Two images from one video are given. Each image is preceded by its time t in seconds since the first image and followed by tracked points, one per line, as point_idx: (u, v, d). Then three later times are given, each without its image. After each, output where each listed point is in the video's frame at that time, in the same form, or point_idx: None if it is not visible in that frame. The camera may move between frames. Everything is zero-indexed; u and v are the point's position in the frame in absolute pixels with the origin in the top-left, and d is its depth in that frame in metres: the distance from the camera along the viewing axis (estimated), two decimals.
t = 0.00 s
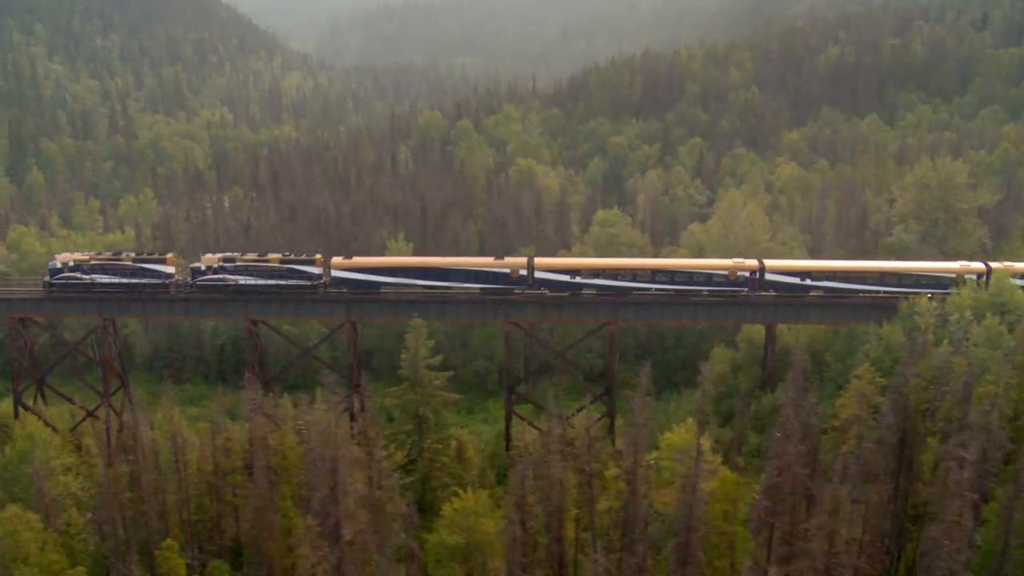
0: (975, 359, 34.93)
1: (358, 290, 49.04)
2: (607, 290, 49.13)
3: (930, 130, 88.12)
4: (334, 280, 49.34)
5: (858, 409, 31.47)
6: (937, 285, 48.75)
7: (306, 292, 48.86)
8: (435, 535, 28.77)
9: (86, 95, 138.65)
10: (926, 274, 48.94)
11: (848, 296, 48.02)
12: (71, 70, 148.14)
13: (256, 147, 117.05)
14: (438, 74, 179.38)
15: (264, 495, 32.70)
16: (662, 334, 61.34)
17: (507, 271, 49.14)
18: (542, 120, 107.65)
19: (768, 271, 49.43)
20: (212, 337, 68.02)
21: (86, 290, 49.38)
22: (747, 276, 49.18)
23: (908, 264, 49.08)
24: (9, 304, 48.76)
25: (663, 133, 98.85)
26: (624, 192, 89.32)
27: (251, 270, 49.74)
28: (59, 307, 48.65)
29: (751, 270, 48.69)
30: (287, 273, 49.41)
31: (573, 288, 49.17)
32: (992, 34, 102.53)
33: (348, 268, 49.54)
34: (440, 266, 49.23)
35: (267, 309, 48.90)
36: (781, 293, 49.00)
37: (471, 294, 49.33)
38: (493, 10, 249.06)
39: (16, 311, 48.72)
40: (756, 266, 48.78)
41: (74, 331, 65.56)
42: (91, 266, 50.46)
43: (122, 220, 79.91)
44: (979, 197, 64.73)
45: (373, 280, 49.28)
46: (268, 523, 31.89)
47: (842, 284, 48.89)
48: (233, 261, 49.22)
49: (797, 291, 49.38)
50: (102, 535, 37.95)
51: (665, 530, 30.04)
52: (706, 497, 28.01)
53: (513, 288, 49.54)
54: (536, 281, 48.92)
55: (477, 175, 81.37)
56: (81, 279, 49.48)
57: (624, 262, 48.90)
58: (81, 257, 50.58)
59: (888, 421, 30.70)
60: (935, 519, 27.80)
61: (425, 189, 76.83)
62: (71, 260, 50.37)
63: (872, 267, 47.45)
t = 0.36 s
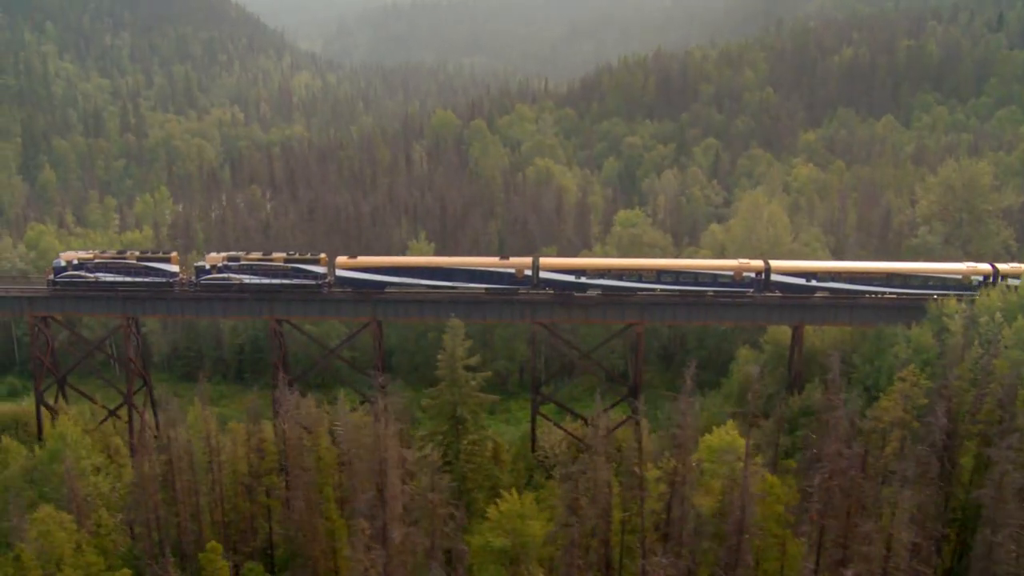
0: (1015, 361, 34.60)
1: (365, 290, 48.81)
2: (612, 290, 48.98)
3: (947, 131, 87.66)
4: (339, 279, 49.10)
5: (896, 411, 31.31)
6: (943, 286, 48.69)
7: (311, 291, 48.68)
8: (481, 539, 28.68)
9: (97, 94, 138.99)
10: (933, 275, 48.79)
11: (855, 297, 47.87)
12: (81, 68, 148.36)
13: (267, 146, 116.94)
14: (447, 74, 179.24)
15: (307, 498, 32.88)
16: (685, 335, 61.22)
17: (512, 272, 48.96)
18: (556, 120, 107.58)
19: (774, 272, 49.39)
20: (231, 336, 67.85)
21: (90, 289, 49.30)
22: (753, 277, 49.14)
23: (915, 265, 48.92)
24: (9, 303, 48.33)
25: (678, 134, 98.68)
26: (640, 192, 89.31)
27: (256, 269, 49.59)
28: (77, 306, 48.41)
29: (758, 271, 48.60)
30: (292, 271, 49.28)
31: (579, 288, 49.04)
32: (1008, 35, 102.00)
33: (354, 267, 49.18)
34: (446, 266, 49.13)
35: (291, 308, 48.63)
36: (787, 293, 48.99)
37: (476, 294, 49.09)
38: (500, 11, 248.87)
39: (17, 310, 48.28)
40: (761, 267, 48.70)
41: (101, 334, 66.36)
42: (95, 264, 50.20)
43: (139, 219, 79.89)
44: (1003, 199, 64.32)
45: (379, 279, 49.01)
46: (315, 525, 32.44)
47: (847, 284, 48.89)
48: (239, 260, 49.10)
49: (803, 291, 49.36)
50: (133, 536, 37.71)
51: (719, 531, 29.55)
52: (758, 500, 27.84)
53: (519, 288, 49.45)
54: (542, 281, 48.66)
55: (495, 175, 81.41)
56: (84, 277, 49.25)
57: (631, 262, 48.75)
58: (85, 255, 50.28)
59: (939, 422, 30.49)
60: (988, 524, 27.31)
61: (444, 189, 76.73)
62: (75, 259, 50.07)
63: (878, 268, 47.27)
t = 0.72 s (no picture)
0: None
1: (366, 291, 48.23)
2: (616, 291, 48.17)
3: (961, 133, 87.55)
4: (342, 279, 48.62)
5: (931, 413, 30.65)
6: (947, 288, 47.95)
7: (313, 292, 48.25)
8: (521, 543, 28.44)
9: (104, 94, 139.27)
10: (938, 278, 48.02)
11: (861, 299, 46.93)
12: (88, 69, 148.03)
13: (276, 146, 116.87)
14: (454, 75, 179.43)
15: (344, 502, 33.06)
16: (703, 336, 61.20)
17: (515, 272, 48.11)
18: (566, 121, 107.61)
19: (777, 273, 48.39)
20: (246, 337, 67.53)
21: (93, 289, 48.95)
22: (756, 279, 48.07)
23: (920, 267, 48.07)
24: (12, 302, 47.85)
25: (689, 135, 98.62)
26: (652, 193, 89.25)
27: (258, 270, 49.25)
28: (92, 306, 48.06)
29: (761, 272, 47.46)
30: (294, 272, 48.93)
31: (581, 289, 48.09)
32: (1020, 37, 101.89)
33: (356, 268, 48.59)
34: (447, 267, 48.40)
35: (313, 308, 48.18)
36: (789, 295, 48.13)
37: (477, 295, 48.42)
38: (505, 13, 249.41)
39: (21, 310, 47.87)
40: (765, 269, 47.64)
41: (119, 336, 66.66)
42: (97, 264, 49.90)
43: (151, 218, 79.80)
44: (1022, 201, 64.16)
45: (380, 280, 48.42)
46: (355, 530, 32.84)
47: (851, 286, 47.86)
48: (241, 260, 48.81)
49: (806, 293, 48.45)
50: (158, 538, 37.46)
51: (758, 534, 29.67)
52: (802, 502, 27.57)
53: (521, 289, 48.73)
54: (545, 281, 47.91)
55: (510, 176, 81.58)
56: (86, 277, 48.98)
57: (633, 263, 47.73)
58: (87, 255, 50.01)
59: (986, 425, 30.11)
60: None
61: (459, 190, 76.68)
62: (76, 258, 49.81)
63: (884, 271, 46.37)
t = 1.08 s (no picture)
0: None
1: (366, 292, 47.74)
2: (616, 293, 47.58)
3: (973, 136, 87.27)
4: (343, 280, 48.21)
5: (971, 415, 30.06)
6: (949, 290, 47.04)
7: (314, 293, 47.87)
8: (563, 548, 28.13)
9: (109, 93, 139.79)
10: (940, 280, 47.11)
11: (863, 301, 46.11)
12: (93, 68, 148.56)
13: (283, 147, 116.90)
14: (460, 77, 179.65)
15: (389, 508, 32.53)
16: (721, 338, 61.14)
17: (516, 274, 47.64)
18: (576, 123, 107.65)
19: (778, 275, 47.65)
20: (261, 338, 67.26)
21: (93, 289, 48.53)
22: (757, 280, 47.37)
23: (921, 269, 47.24)
24: (20, 302, 47.54)
25: (700, 137, 98.57)
26: (663, 195, 89.15)
27: (259, 270, 48.91)
28: (107, 306, 47.63)
29: (763, 275, 46.80)
30: (295, 273, 48.61)
31: (582, 291, 47.44)
32: None
33: (356, 268, 48.14)
34: (448, 268, 47.83)
35: (333, 310, 47.67)
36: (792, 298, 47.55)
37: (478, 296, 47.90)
38: (509, 15, 249.69)
39: (26, 310, 47.50)
40: (767, 270, 46.89)
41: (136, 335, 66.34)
42: (97, 264, 49.57)
43: (163, 218, 79.68)
44: None
45: (381, 282, 47.93)
46: (403, 535, 32.06)
47: (853, 289, 47.08)
48: (242, 261, 48.56)
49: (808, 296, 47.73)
50: (185, 541, 37.02)
51: (802, 537, 29.74)
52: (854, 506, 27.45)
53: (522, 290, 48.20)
54: (546, 283, 47.43)
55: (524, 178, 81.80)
56: (86, 277, 48.67)
57: (633, 265, 47.02)
58: (87, 255, 49.66)
59: None
60: None
61: (475, 191, 76.68)
62: (76, 258, 49.48)
63: (884, 272, 45.64)
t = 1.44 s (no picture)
0: None
1: (366, 293, 47.11)
2: (617, 295, 47.02)
3: (983, 139, 86.85)
4: (343, 281, 47.49)
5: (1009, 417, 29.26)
6: (949, 293, 46.81)
7: (313, 294, 47.28)
8: (605, 551, 27.82)
9: (111, 93, 141.41)
10: (941, 282, 46.79)
11: (864, 304, 45.82)
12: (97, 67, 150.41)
13: (290, 148, 117.19)
14: (464, 79, 180.04)
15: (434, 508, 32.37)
16: (738, 341, 61.34)
17: (516, 275, 46.86)
18: (583, 125, 107.69)
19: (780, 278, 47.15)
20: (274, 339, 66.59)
21: (90, 289, 47.75)
22: (758, 283, 46.89)
23: (921, 272, 46.94)
24: (29, 302, 47.02)
25: (708, 140, 98.56)
26: (673, 197, 89.18)
27: (258, 271, 48.08)
28: (123, 306, 47.35)
29: (763, 278, 46.36)
30: (294, 273, 47.90)
31: (582, 293, 46.97)
32: None
33: (356, 269, 47.50)
34: (448, 270, 47.14)
35: (354, 312, 47.16)
36: (792, 300, 47.18)
37: (479, 298, 47.34)
38: (511, 17, 250.02)
39: (31, 309, 46.97)
40: (767, 274, 46.46)
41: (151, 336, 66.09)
42: (95, 264, 48.62)
43: (173, 219, 79.59)
44: None
45: (381, 283, 47.27)
46: (447, 538, 31.87)
47: (855, 292, 46.78)
48: (241, 261, 47.70)
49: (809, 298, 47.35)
50: (210, 544, 36.71)
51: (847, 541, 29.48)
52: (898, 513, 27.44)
53: (522, 292, 47.63)
54: (546, 285, 46.95)
55: (536, 180, 81.82)
56: (84, 278, 47.77)
57: (633, 267, 46.51)
58: (84, 255, 48.71)
59: None
60: None
61: (489, 193, 76.57)
62: (74, 258, 48.57)
63: (886, 275, 45.25)
